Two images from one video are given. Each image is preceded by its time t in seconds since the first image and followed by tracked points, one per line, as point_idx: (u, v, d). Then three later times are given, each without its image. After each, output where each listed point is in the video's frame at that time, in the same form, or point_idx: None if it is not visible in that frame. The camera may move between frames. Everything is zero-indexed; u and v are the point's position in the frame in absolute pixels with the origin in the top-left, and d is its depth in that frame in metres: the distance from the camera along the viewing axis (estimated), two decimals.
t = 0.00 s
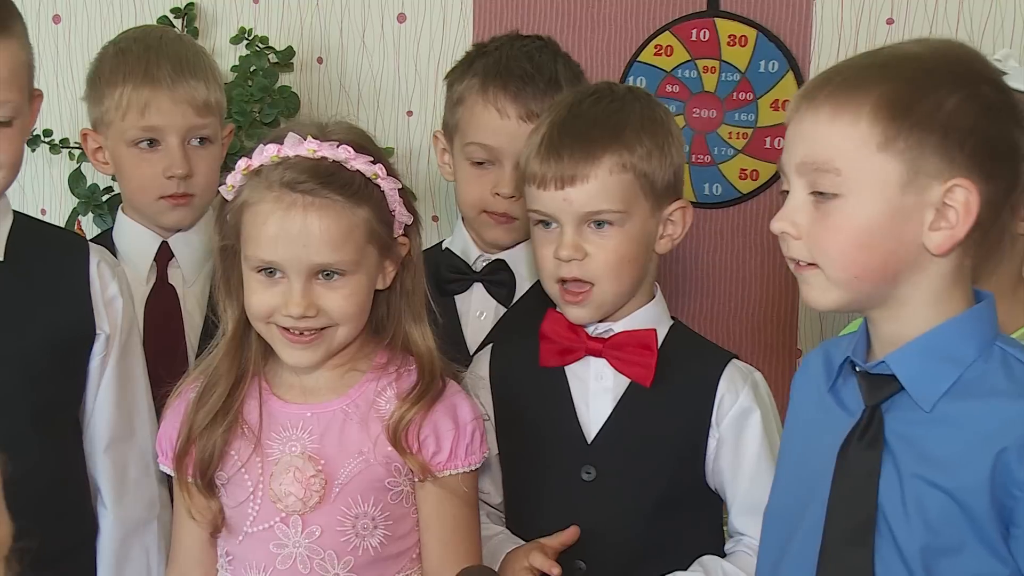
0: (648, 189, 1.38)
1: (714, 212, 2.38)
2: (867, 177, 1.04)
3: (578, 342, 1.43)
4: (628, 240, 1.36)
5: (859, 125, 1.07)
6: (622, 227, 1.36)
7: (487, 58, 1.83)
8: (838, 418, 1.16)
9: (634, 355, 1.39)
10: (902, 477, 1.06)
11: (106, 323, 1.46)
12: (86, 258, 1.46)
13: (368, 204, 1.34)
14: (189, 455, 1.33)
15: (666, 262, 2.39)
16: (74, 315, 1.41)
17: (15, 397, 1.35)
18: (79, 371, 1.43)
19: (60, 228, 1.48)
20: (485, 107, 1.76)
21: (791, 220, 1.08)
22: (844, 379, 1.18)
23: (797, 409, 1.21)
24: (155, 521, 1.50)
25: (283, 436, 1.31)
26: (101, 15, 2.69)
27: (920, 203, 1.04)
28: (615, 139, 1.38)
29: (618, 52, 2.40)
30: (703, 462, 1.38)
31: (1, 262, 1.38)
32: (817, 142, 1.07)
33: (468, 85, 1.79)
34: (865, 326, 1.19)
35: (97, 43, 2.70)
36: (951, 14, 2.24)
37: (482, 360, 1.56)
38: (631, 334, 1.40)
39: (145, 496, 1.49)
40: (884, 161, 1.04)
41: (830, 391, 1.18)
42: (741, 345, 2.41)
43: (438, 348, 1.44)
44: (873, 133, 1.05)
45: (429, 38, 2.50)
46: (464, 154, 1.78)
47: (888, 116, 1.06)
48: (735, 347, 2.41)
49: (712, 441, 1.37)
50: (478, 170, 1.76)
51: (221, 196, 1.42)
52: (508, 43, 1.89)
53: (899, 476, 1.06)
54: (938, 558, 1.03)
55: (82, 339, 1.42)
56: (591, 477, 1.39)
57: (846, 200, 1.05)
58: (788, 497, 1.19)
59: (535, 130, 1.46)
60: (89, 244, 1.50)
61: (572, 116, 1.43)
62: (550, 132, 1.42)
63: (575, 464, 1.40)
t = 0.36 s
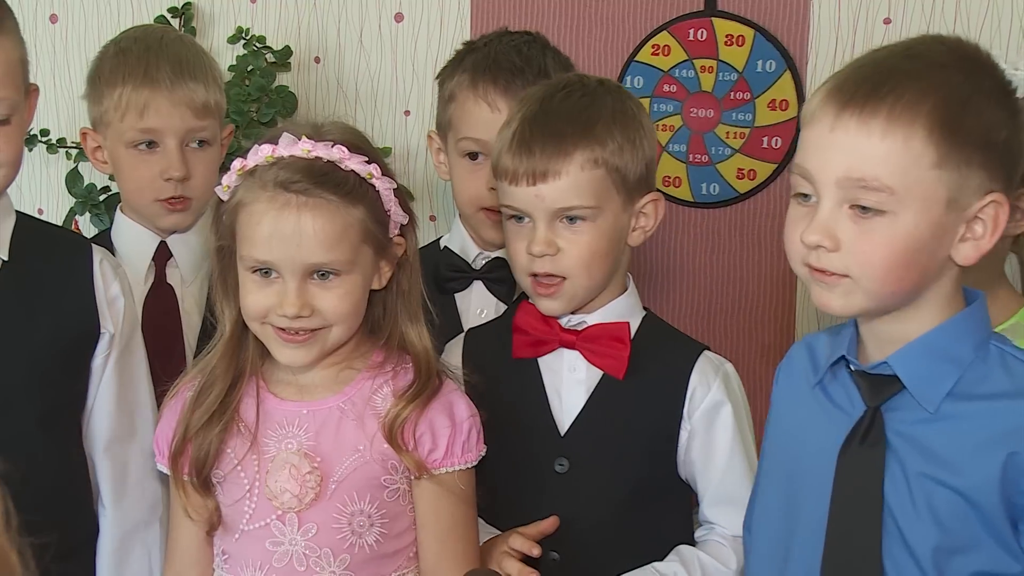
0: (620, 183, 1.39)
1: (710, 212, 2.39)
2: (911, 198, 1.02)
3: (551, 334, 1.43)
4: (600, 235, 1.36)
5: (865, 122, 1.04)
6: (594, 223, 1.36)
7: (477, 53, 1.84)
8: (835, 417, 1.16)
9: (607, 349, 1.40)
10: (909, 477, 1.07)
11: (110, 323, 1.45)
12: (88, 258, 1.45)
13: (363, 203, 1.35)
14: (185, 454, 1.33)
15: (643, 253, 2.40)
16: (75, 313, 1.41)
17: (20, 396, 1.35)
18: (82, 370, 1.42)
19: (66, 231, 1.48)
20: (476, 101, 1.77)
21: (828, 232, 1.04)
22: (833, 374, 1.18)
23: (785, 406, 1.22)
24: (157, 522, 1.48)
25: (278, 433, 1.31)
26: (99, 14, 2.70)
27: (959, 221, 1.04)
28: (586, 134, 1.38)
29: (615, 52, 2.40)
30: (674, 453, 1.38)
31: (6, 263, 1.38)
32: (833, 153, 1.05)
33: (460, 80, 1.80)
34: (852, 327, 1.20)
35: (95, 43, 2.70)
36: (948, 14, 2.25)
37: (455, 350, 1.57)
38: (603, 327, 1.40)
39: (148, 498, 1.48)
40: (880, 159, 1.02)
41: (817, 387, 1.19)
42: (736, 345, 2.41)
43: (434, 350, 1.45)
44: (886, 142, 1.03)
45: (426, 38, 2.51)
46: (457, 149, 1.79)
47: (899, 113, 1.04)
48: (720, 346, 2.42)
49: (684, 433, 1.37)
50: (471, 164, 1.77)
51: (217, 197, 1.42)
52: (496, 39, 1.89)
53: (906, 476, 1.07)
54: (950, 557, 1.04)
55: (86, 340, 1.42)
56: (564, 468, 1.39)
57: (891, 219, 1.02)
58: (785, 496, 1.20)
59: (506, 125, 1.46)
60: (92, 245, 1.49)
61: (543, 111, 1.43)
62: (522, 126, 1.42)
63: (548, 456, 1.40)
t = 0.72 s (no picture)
0: (603, 180, 1.38)
1: (705, 212, 2.38)
2: (929, 183, 1.02)
3: (531, 331, 1.43)
4: (582, 231, 1.36)
5: (858, 121, 1.07)
6: (577, 219, 1.35)
7: (460, 51, 1.84)
8: (873, 427, 1.16)
9: (587, 344, 1.39)
10: (946, 493, 1.06)
11: (101, 325, 1.43)
12: (87, 259, 1.43)
13: (358, 201, 1.34)
14: (179, 454, 1.33)
15: (627, 249, 2.40)
16: (64, 317, 1.39)
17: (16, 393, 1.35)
18: (74, 373, 1.40)
19: (76, 232, 1.47)
20: (456, 97, 1.77)
21: (851, 235, 1.04)
22: (874, 384, 1.19)
23: (827, 413, 1.22)
24: (154, 528, 1.46)
25: (272, 435, 1.30)
26: (94, 14, 2.68)
27: (983, 209, 1.03)
28: (570, 131, 1.37)
29: (612, 52, 2.39)
30: (656, 447, 1.37)
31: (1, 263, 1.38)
32: (843, 160, 1.06)
33: (441, 78, 1.80)
34: (893, 336, 1.21)
35: (90, 42, 2.69)
36: (943, 14, 2.24)
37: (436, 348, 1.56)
38: (583, 322, 1.39)
39: (144, 503, 1.45)
40: (889, 156, 1.03)
41: (858, 396, 1.19)
42: (736, 346, 2.41)
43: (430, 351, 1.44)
44: (885, 137, 1.04)
45: (422, 38, 2.50)
46: (441, 146, 1.78)
47: (894, 109, 1.05)
48: (710, 343, 2.42)
49: (665, 426, 1.37)
50: (455, 160, 1.76)
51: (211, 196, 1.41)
52: (480, 36, 1.90)
53: (944, 494, 1.06)
54: None
55: (76, 344, 1.40)
56: (548, 465, 1.38)
57: (908, 213, 1.02)
58: (819, 507, 1.19)
59: (489, 121, 1.45)
60: (98, 245, 1.48)
61: (527, 108, 1.42)
62: (506, 122, 1.41)
63: (532, 453, 1.40)
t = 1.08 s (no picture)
0: (616, 182, 1.37)
1: (703, 212, 2.38)
2: (870, 184, 1.04)
3: (553, 334, 1.42)
4: (595, 235, 1.34)
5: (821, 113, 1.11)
6: (589, 222, 1.34)
7: (445, 51, 1.83)
8: (861, 417, 1.15)
9: (607, 347, 1.38)
10: (930, 483, 1.05)
11: (99, 329, 1.41)
12: (92, 260, 1.41)
13: (350, 211, 1.33)
14: (180, 461, 1.32)
15: (645, 254, 2.39)
16: (65, 317, 1.38)
17: (16, 393, 1.34)
18: (74, 377, 1.40)
19: (86, 232, 1.47)
20: (443, 99, 1.76)
21: (807, 226, 1.10)
22: (865, 377, 1.17)
23: (818, 408, 1.21)
24: (152, 535, 1.44)
25: (272, 444, 1.30)
26: (90, 13, 2.67)
27: (929, 203, 1.03)
28: (578, 133, 1.37)
29: (610, 52, 2.39)
30: (680, 454, 1.35)
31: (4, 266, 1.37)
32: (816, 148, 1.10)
33: (427, 79, 1.80)
34: (888, 328, 1.19)
35: (87, 42, 2.68)
36: (941, 14, 2.24)
37: (460, 358, 1.55)
38: (604, 325, 1.38)
39: (142, 509, 1.44)
40: (845, 146, 1.07)
41: (850, 389, 1.18)
42: (736, 347, 2.40)
43: (428, 358, 1.43)
44: (837, 130, 1.08)
45: (418, 37, 2.49)
46: (433, 146, 1.79)
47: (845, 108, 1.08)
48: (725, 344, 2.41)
49: (689, 431, 1.35)
50: (447, 159, 1.77)
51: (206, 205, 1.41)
52: (464, 34, 1.89)
53: (927, 484, 1.05)
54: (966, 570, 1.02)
55: (75, 348, 1.39)
56: (567, 470, 1.38)
57: (855, 205, 1.05)
58: (808, 497, 1.19)
59: (503, 125, 1.46)
60: (106, 247, 1.46)
61: (536, 110, 1.42)
62: (516, 126, 1.41)
63: (552, 457, 1.39)
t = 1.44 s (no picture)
0: (633, 183, 1.38)
1: (701, 212, 2.39)
2: (867, 180, 1.04)
3: (563, 331, 1.43)
4: (611, 234, 1.36)
5: (800, 115, 1.10)
6: (605, 223, 1.35)
7: (443, 52, 1.85)
8: (830, 413, 1.17)
9: (616, 347, 1.39)
10: (894, 474, 1.07)
11: (114, 327, 1.43)
12: (105, 260, 1.43)
13: (344, 204, 1.34)
14: (178, 456, 1.33)
15: (657, 256, 2.41)
16: (77, 314, 1.39)
17: (28, 390, 1.35)
18: (86, 373, 1.41)
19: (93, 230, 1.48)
20: (444, 100, 1.77)
21: (791, 228, 1.08)
22: (833, 374, 1.19)
23: (789, 405, 1.23)
24: (157, 532, 1.46)
25: (270, 438, 1.31)
26: (90, 13, 2.68)
27: (919, 201, 1.04)
28: (596, 133, 1.38)
29: (609, 52, 2.41)
30: (684, 458, 1.37)
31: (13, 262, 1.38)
32: (787, 152, 1.10)
33: (427, 81, 1.81)
34: (854, 325, 1.21)
35: (87, 41, 2.69)
36: (940, 13, 2.25)
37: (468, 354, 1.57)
38: (614, 325, 1.39)
39: (148, 506, 1.46)
40: (833, 150, 1.06)
41: (820, 385, 1.20)
42: (734, 346, 2.41)
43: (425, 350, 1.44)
44: (824, 132, 1.07)
45: (419, 37, 2.50)
46: (434, 148, 1.80)
47: (829, 104, 1.08)
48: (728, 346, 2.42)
49: (694, 435, 1.36)
50: (448, 161, 1.78)
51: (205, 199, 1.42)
52: (461, 35, 1.91)
53: (892, 475, 1.07)
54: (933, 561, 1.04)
55: (87, 345, 1.40)
56: (571, 467, 1.39)
57: (846, 205, 1.04)
58: (778, 491, 1.20)
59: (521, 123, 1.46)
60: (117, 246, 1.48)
61: (555, 110, 1.43)
62: (534, 125, 1.42)
63: (556, 456, 1.40)
